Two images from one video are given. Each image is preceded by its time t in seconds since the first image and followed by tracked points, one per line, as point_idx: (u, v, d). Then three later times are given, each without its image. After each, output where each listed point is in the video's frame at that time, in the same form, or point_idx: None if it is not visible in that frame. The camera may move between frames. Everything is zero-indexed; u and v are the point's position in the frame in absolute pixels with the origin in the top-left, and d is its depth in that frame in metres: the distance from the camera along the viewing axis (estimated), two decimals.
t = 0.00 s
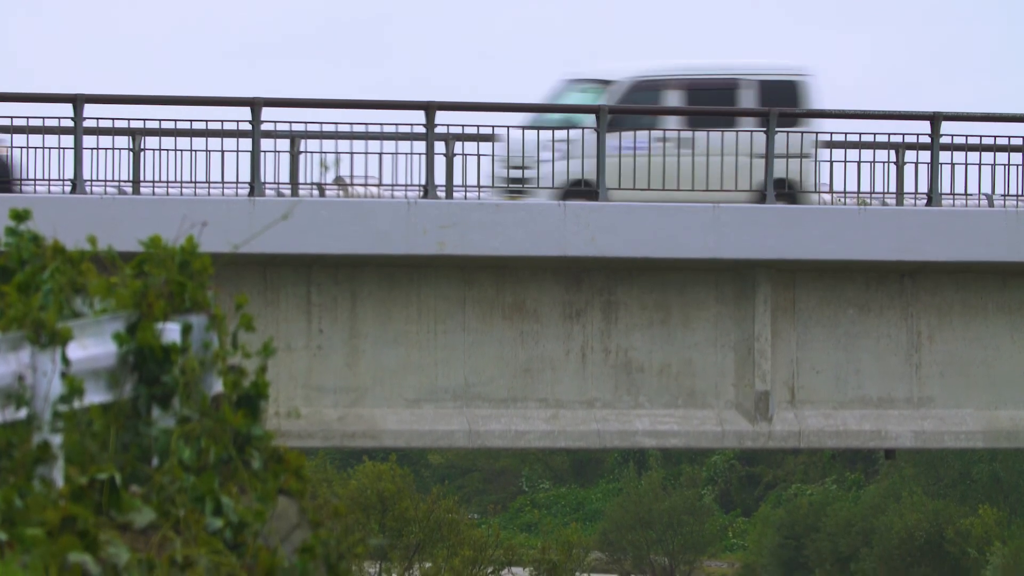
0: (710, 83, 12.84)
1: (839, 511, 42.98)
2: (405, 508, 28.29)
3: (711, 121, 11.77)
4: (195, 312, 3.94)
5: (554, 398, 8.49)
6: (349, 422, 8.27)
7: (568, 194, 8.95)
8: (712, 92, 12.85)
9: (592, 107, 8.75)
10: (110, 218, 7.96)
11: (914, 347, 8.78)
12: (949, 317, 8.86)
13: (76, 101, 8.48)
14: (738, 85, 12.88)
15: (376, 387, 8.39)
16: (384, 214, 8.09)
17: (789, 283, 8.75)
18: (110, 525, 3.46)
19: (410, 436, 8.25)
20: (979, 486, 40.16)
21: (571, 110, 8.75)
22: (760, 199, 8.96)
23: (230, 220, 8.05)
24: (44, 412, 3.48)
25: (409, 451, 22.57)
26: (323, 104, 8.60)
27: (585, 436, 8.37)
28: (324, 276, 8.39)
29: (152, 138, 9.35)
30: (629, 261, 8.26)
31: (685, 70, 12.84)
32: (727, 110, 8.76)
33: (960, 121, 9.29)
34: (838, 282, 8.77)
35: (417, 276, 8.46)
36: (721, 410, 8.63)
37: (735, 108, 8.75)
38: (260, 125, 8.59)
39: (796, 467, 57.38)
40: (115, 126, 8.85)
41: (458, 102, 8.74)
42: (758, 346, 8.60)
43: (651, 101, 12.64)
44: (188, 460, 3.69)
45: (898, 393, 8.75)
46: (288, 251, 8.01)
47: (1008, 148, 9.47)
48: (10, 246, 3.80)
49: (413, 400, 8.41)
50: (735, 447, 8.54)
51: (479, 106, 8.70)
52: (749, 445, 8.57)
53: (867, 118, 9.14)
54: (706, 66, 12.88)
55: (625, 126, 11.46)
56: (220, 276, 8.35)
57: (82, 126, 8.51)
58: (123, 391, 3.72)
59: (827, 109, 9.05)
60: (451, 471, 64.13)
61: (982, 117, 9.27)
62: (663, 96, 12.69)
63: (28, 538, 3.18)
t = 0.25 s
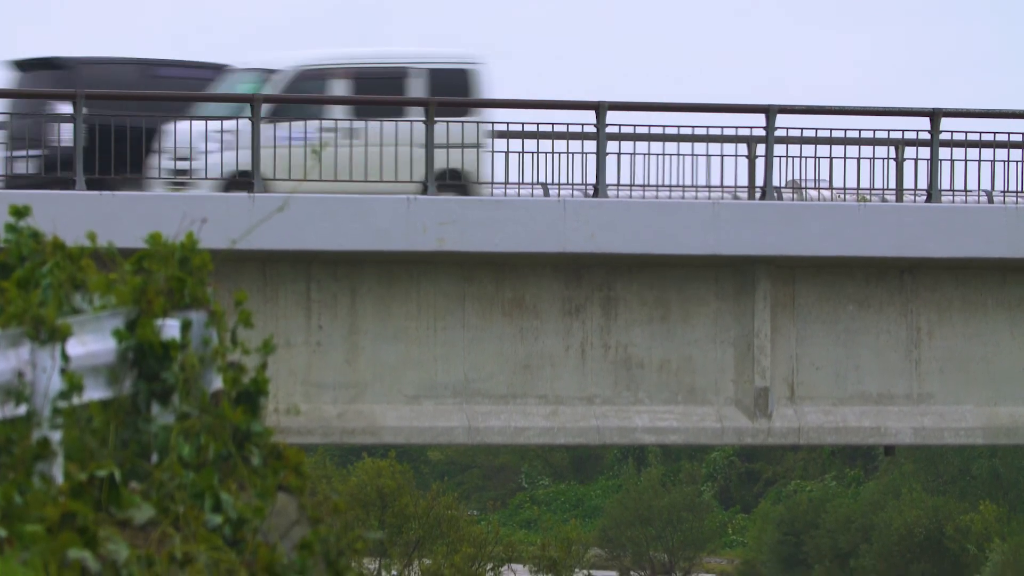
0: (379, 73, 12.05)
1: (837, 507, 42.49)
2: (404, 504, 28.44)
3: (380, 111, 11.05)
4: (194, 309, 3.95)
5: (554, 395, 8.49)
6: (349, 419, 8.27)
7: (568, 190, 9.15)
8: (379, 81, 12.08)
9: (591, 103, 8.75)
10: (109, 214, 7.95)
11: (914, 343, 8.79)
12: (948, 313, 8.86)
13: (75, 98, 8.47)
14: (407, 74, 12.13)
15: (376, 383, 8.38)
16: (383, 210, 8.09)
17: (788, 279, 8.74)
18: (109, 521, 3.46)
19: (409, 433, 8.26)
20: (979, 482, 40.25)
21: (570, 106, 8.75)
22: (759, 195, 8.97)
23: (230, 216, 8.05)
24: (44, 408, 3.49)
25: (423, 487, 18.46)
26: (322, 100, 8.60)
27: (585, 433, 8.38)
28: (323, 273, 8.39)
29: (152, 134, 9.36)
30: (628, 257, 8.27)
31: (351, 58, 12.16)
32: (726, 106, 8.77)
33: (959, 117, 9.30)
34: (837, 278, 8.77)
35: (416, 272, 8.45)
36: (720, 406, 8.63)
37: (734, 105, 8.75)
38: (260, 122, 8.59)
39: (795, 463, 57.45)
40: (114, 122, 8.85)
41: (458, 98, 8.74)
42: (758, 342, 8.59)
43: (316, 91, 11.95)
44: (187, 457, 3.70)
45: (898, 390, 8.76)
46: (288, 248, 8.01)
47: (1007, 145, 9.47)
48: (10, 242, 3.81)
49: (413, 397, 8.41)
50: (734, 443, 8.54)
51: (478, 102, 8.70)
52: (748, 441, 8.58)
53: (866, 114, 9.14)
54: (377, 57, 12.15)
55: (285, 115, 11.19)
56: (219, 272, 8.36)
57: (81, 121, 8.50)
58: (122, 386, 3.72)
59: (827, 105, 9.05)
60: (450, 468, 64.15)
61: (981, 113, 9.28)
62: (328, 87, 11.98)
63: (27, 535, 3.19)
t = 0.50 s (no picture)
0: (82, 65, 12.72)
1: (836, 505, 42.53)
2: (404, 502, 28.27)
3: None
4: (193, 307, 3.93)
5: (553, 393, 8.49)
6: (348, 417, 8.27)
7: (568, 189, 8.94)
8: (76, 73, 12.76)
9: (591, 101, 8.75)
10: (109, 212, 7.95)
11: (913, 341, 8.79)
12: (948, 311, 8.86)
13: (76, 96, 8.47)
14: (108, 65, 12.77)
15: (376, 381, 8.38)
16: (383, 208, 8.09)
17: (788, 277, 8.74)
18: (108, 519, 3.46)
19: (409, 431, 8.25)
20: (978, 480, 40.31)
21: (570, 104, 8.75)
22: (759, 192, 8.97)
23: (229, 215, 8.06)
24: (43, 406, 3.53)
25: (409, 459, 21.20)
26: (322, 98, 8.60)
27: (585, 431, 8.38)
28: (323, 271, 8.39)
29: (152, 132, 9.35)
30: (628, 255, 8.26)
31: (58, 51, 12.87)
32: (726, 104, 8.76)
33: (959, 116, 9.29)
34: (837, 276, 8.78)
35: (416, 270, 8.46)
36: (720, 404, 8.63)
37: (734, 103, 8.75)
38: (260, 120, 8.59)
39: (795, 461, 57.49)
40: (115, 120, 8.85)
41: (457, 96, 8.73)
42: (758, 340, 8.59)
43: (16, 82, 12.75)
44: (187, 455, 3.69)
45: (898, 388, 8.75)
46: (287, 246, 8.01)
47: (1007, 143, 9.47)
48: (10, 240, 3.81)
49: (412, 394, 8.41)
50: (734, 442, 8.54)
51: (478, 100, 8.70)
52: (748, 439, 8.58)
53: (866, 112, 9.14)
54: (82, 50, 12.83)
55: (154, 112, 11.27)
56: (219, 270, 8.36)
57: (80, 120, 8.51)
58: (122, 384, 3.75)
59: (827, 103, 9.05)
60: (450, 466, 64.13)
61: (982, 111, 9.27)
62: (26, 77, 12.77)
63: (25, 532, 3.22)
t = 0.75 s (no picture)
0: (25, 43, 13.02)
1: (835, 501, 42.57)
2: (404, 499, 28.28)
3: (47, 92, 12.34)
4: (193, 303, 3.93)
5: (553, 389, 8.49)
6: (348, 413, 8.27)
7: (566, 185, 8.92)
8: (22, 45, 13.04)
9: (590, 98, 8.74)
10: (108, 209, 7.94)
11: (913, 338, 8.79)
12: (947, 308, 8.87)
13: (75, 93, 8.47)
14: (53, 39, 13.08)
15: (375, 378, 8.39)
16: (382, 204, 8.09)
17: (787, 274, 8.75)
18: (107, 516, 3.47)
19: (408, 427, 8.24)
20: (978, 477, 40.35)
21: (570, 100, 8.75)
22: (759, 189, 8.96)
23: (229, 211, 8.06)
24: (42, 402, 3.52)
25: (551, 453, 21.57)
26: (321, 95, 8.59)
27: (584, 427, 8.38)
28: (322, 267, 8.40)
29: (151, 128, 9.34)
30: (627, 251, 8.26)
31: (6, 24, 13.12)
32: (725, 101, 8.76)
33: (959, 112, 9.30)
34: (837, 272, 8.78)
35: (416, 267, 8.47)
36: (719, 401, 8.63)
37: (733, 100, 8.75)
38: (259, 116, 8.59)
39: (794, 458, 57.54)
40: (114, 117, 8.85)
41: (457, 93, 8.73)
42: (757, 337, 8.60)
43: None
44: (186, 452, 3.70)
45: (898, 384, 8.75)
46: (286, 242, 8.01)
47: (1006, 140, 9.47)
48: (9, 237, 3.82)
49: (411, 391, 8.41)
50: (734, 438, 8.53)
51: (478, 97, 8.70)
52: (747, 436, 8.57)
53: (865, 109, 9.14)
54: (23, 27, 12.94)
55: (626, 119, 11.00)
56: (219, 267, 8.37)
57: (80, 116, 8.50)
58: (121, 381, 3.74)
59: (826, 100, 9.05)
60: (449, 463, 64.14)
61: (981, 108, 9.27)
62: None
63: (25, 529, 3.22)
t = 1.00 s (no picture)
0: None
1: (835, 499, 42.60)
2: (400, 497, 27.97)
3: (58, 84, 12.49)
4: (192, 301, 3.97)
5: (552, 387, 8.50)
6: (348, 410, 8.26)
7: (566, 183, 8.91)
8: None
9: (590, 95, 8.74)
10: (108, 206, 7.94)
11: (913, 335, 8.78)
12: (947, 305, 8.87)
13: (74, 90, 8.46)
14: None
15: (375, 375, 8.39)
16: (381, 202, 8.10)
17: (787, 271, 8.76)
18: (107, 514, 3.47)
19: (407, 425, 8.24)
20: (977, 474, 40.38)
21: (569, 98, 8.74)
22: (758, 186, 8.96)
23: (229, 209, 8.05)
24: (42, 400, 3.50)
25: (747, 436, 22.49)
26: (321, 92, 8.59)
27: (584, 425, 8.37)
28: (322, 265, 8.40)
29: (150, 126, 9.33)
30: (627, 248, 8.26)
31: None
32: (724, 98, 8.76)
33: (958, 109, 9.29)
34: (836, 270, 8.79)
35: (415, 264, 8.47)
36: (718, 398, 8.63)
37: (733, 97, 8.75)
38: (259, 113, 8.58)
39: (794, 455, 57.59)
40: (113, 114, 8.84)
41: (456, 90, 8.72)
42: (757, 334, 8.59)
43: None
44: (186, 449, 3.70)
45: (898, 382, 8.75)
46: (286, 240, 8.01)
47: (1006, 137, 9.47)
48: (9, 236, 3.85)
49: (411, 388, 8.42)
50: (734, 436, 8.54)
51: (478, 94, 8.69)
52: (747, 434, 8.57)
53: (865, 106, 9.13)
54: None
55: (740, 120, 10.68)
56: (218, 265, 8.38)
57: (80, 114, 8.50)
58: (120, 378, 3.73)
59: (826, 97, 9.04)
60: (448, 460, 64.16)
61: (981, 105, 9.27)
62: None
63: (25, 526, 3.23)
